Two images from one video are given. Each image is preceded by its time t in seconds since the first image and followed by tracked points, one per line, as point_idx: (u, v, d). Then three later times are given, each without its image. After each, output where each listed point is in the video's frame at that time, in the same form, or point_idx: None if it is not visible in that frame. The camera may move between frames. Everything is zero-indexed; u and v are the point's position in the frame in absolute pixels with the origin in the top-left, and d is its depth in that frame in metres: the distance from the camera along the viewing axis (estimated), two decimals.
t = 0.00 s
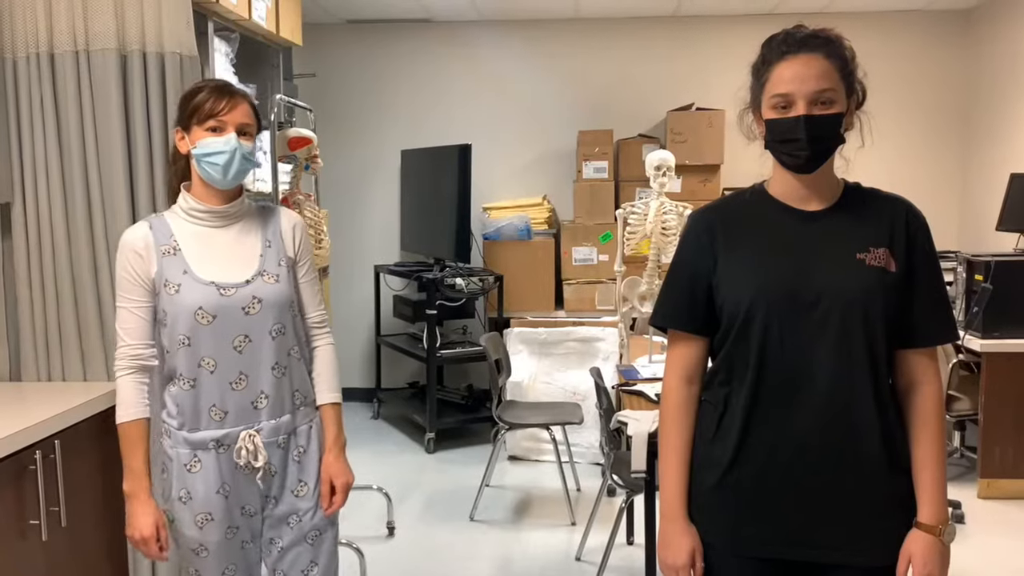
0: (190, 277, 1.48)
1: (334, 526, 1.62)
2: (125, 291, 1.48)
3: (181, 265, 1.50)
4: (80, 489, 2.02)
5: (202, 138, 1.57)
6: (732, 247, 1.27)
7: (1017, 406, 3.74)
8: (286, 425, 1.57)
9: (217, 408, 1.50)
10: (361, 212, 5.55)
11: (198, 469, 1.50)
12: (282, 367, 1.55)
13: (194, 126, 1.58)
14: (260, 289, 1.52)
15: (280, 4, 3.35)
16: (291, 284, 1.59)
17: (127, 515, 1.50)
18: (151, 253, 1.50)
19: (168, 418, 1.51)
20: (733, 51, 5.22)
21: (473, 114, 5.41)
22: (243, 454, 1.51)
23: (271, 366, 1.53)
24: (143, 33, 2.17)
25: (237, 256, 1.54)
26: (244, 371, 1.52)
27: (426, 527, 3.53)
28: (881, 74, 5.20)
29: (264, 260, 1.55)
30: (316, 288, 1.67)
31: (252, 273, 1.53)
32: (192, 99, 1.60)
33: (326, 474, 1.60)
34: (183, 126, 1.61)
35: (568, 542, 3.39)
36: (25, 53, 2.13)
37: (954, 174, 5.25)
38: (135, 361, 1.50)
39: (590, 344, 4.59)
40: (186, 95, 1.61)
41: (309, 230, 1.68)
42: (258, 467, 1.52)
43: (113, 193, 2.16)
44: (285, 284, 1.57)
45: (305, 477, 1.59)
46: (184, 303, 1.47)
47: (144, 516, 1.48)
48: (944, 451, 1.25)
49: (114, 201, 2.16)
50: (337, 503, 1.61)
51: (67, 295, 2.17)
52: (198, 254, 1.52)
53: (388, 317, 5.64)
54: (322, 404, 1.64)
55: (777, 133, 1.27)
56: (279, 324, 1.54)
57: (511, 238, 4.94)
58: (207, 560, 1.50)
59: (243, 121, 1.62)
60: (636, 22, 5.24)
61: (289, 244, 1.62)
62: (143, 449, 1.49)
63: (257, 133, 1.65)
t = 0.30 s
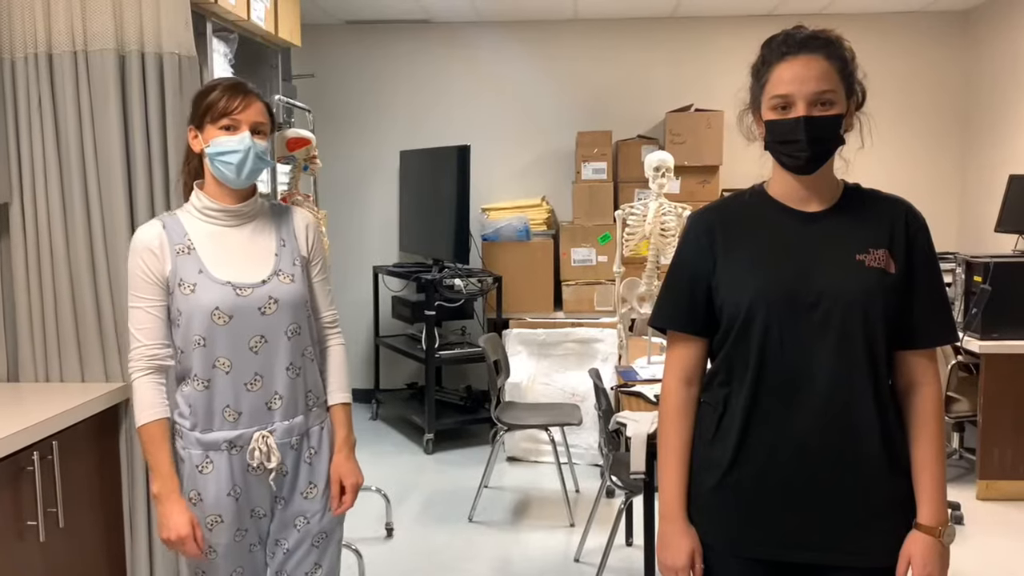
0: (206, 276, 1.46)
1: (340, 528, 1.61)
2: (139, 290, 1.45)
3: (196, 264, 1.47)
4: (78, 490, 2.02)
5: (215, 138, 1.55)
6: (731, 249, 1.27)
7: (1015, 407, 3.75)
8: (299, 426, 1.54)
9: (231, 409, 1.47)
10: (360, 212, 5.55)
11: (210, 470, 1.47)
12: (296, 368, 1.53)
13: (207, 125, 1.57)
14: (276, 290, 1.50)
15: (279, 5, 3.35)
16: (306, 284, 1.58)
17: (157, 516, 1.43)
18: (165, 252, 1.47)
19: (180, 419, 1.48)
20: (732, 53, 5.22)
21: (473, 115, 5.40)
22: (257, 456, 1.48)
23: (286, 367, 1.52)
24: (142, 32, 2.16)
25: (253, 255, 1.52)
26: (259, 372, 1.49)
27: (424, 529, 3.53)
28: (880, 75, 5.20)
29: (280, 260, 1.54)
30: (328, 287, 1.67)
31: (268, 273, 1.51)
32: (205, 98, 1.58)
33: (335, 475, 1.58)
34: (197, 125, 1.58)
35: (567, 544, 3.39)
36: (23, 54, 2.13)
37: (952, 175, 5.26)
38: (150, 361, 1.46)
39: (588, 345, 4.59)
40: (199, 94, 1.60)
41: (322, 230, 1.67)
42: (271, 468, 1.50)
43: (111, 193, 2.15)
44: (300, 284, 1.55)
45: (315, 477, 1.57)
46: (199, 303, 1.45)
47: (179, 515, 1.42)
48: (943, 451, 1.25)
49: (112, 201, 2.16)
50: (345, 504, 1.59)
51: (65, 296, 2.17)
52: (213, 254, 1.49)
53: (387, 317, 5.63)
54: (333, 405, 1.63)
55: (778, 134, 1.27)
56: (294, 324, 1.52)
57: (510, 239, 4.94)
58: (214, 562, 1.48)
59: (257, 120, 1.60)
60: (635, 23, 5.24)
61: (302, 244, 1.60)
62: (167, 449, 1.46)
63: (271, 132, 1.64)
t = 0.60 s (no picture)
0: (213, 275, 1.46)
1: (343, 531, 1.60)
2: (144, 288, 1.45)
3: (203, 263, 1.47)
4: (77, 490, 2.02)
5: (224, 137, 1.55)
6: (732, 250, 1.26)
7: (1014, 408, 3.75)
8: (305, 427, 1.54)
9: (236, 409, 1.47)
10: (360, 212, 5.55)
11: (214, 470, 1.47)
12: (303, 369, 1.53)
13: (215, 125, 1.57)
14: (284, 290, 1.50)
15: (279, 5, 3.35)
16: (313, 284, 1.58)
17: (165, 516, 1.43)
18: (172, 250, 1.47)
19: (186, 418, 1.48)
20: (731, 53, 5.23)
21: (472, 115, 5.40)
22: (262, 457, 1.48)
23: (292, 368, 1.51)
24: (141, 33, 2.16)
25: (260, 254, 1.52)
26: (265, 372, 1.49)
27: (423, 529, 3.53)
28: (879, 75, 5.21)
29: (288, 259, 1.54)
30: (335, 287, 1.66)
31: (276, 273, 1.51)
32: (214, 97, 1.58)
33: (339, 478, 1.58)
34: (204, 125, 1.58)
35: (566, 544, 3.38)
36: (22, 53, 2.13)
37: (951, 176, 5.26)
38: (157, 360, 1.46)
39: (588, 345, 4.59)
40: (207, 92, 1.59)
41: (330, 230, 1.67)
42: (276, 469, 1.50)
43: (110, 193, 2.15)
44: (308, 284, 1.55)
45: (319, 480, 1.56)
46: (206, 302, 1.44)
47: (188, 515, 1.42)
48: (943, 452, 1.25)
49: (110, 200, 2.16)
50: (349, 506, 1.59)
51: (64, 296, 2.16)
52: (221, 252, 1.49)
53: (386, 318, 5.63)
54: (339, 406, 1.63)
55: (778, 134, 1.27)
56: (301, 324, 1.52)
57: (509, 239, 4.94)
58: (217, 563, 1.47)
59: (265, 119, 1.60)
60: (635, 23, 5.24)
61: (309, 244, 1.60)
62: (174, 450, 1.45)
63: (279, 131, 1.64)
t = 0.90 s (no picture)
0: (218, 275, 1.45)
1: (346, 532, 1.60)
2: (147, 287, 1.45)
3: (208, 262, 1.46)
4: (76, 490, 2.02)
5: (230, 136, 1.54)
6: (733, 250, 1.26)
7: (1013, 408, 3.75)
8: (309, 428, 1.53)
9: (240, 409, 1.47)
10: (359, 212, 5.55)
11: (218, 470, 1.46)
12: (307, 369, 1.52)
13: (221, 123, 1.57)
14: (289, 289, 1.50)
15: (279, 5, 3.35)
16: (319, 284, 1.57)
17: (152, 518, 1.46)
18: (177, 249, 1.47)
19: (190, 417, 1.48)
20: (731, 54, 5.23)
21: (471, 115, 5.40)
22: (265, 457, 1.48)
23: (297, 368, 1.51)
24: (140, 32, 2.16)
25: (266, 254, 1.52)
26: (270, 372, 1.49)
27: (422, 529, 3.53)
28: (879, 75, 5.20)
29: (294, 259, 1.53)
30: (340, 288, 1.67)
31: (281, 273, 1.51)
32: (221, 94, 1.58)
33: (343, 479, 1.57)
34: (211, 123, 1.58)
35: (565, 544, 3.38)
36: (22, 52, 2.12)
37: (951, 176, 5.26)
38: (158, 360, 1.47)
39: (587, 345, 4.59)
40: (213, 91, 1.59)
41: (336, 230, 1.67)
42: (280, 469, 1.49)
43: (109, 193, 2.15)
44: (313, 284, 1.54)
45: (322, 481, 1.56)
46: (211, 302, 1.44)
47: (173, 518, 1.44)
48: (943, 452, 1.25)
49: (110, 200, 2.15)
50: (352, 507, 1.58)
51: (63, 296, 2.16)
52: (226, 251, 1.49)
53: (385, 317, 5.63)
54: (343, 407, 1.64)
55: (779, 135, 1.27)
56: (306, 324, 1.52)
57: (508, 239, 4.94)
58: (218, 563, 1.47)
59: (271, 118, 1.59)
60: (635, 23, 5.24)
61: (315, 244, 1.60)
62: (167, 450, 1.47)
63: (286, 130, 1.63)
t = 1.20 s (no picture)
0: (225, 274, 1.45)
1: (350, 533, 1.60)
2: (155, 286, 1.44)
3: (215, 262, 1.46)
4: (77, 490, 2.02)
5: (236, 139, 1.54)
6: (735, 250, 1.26)
7: (1014, 409, 3.75)
8: (313, 429, 1.53)
9: (245, 409, 1.47)
10: (359, 212, 5.55)
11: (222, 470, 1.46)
12: (313, 370, 1.52)
13: (229, 126, 1.57)
14: (295, 290, 1.50)
15: (280, 5, 3.35)
16: (325, 285, 1.57)
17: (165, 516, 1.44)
18: (184, 248, 1.46)
19: (196, 417, 1.47)
20: (732, 54, 5.23)
21: (472, 116, 5.40)
22: (270, 458, 1.48)
23: (302, 369, 1.51)
24: (141, 33, 2.16)
25: (273, 254, 1.51)
26: (275, 372, 1.49)
27: (423, 529, 3.53)
28: (880, 75, 5.20)
29: (300, 260, 1.53)
30: (347, 288, 1.66)
31: (288, 273, 1.50)
32: (228, 95, 1.57)
33: (347, 481, 1.57)
34: (218, 124, 1.58)
35: (566, 545, 3.38)
36: (23, 53, 2.12)
37: (952, 176, 5.26)
38: (165, 358, 1.46)
39: (588, 346, 4.59)
40: (220, 93, 1.58)
41: (343, 231, 1.67)
42: (284, 470, 1.49)
43: (111, 193, 2.15)
44: (320, 285, 1.54)
45: (327, 481, 1.56)
46: (217, 301, 1.44)
47: (188, 514, 1.42)
48: (946, 452, 1.25)
49: (111, 200, 2.15)
50: (356, 509, 1.59)
51: (65, 297, 2.16)
52: (233, 250, 1.48)
53: (386, 318, 5.63)
54: (348, 408, 1.62)
55: (780, 135, 1.27)
56: (312, 325, 1.52)
57: (509, 239, 4.94)
58: (221, 563, 1.47)
59: (278, 121, 1.59)
60: (635, 23, 5.24)
61: (322, 245, 1.60)
62: (179, 450, 1.45)
63: (292, 132, 1.63)
